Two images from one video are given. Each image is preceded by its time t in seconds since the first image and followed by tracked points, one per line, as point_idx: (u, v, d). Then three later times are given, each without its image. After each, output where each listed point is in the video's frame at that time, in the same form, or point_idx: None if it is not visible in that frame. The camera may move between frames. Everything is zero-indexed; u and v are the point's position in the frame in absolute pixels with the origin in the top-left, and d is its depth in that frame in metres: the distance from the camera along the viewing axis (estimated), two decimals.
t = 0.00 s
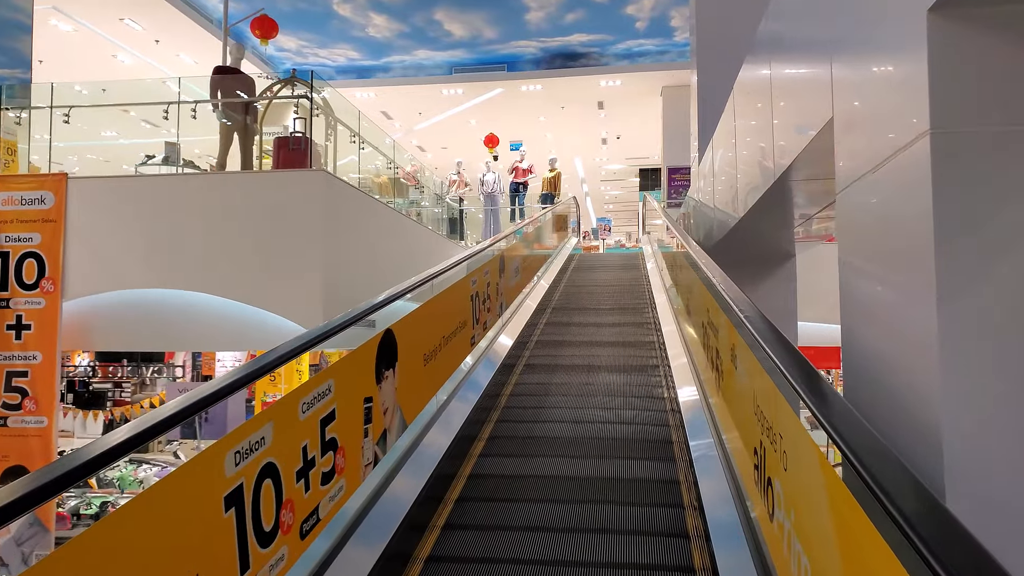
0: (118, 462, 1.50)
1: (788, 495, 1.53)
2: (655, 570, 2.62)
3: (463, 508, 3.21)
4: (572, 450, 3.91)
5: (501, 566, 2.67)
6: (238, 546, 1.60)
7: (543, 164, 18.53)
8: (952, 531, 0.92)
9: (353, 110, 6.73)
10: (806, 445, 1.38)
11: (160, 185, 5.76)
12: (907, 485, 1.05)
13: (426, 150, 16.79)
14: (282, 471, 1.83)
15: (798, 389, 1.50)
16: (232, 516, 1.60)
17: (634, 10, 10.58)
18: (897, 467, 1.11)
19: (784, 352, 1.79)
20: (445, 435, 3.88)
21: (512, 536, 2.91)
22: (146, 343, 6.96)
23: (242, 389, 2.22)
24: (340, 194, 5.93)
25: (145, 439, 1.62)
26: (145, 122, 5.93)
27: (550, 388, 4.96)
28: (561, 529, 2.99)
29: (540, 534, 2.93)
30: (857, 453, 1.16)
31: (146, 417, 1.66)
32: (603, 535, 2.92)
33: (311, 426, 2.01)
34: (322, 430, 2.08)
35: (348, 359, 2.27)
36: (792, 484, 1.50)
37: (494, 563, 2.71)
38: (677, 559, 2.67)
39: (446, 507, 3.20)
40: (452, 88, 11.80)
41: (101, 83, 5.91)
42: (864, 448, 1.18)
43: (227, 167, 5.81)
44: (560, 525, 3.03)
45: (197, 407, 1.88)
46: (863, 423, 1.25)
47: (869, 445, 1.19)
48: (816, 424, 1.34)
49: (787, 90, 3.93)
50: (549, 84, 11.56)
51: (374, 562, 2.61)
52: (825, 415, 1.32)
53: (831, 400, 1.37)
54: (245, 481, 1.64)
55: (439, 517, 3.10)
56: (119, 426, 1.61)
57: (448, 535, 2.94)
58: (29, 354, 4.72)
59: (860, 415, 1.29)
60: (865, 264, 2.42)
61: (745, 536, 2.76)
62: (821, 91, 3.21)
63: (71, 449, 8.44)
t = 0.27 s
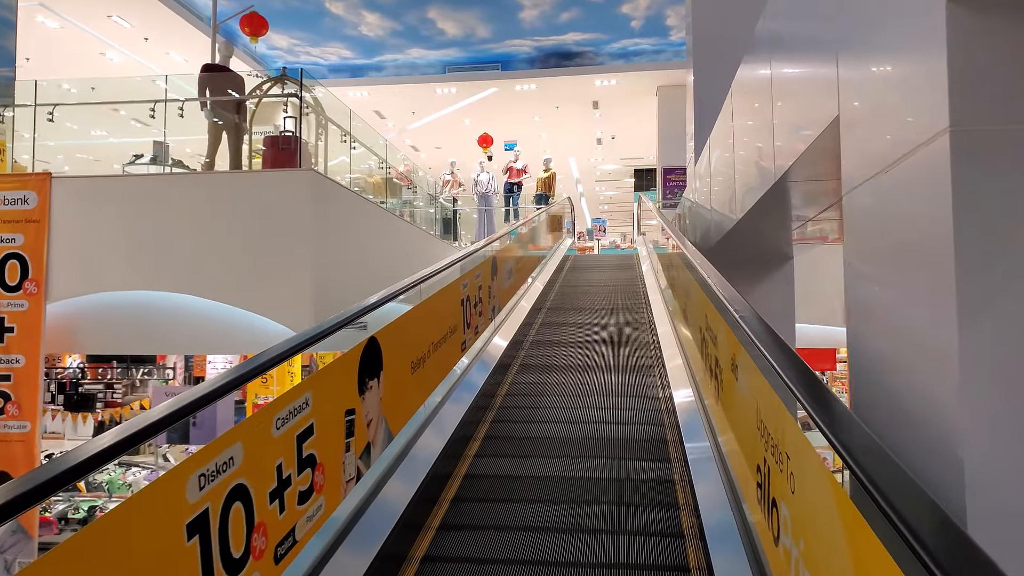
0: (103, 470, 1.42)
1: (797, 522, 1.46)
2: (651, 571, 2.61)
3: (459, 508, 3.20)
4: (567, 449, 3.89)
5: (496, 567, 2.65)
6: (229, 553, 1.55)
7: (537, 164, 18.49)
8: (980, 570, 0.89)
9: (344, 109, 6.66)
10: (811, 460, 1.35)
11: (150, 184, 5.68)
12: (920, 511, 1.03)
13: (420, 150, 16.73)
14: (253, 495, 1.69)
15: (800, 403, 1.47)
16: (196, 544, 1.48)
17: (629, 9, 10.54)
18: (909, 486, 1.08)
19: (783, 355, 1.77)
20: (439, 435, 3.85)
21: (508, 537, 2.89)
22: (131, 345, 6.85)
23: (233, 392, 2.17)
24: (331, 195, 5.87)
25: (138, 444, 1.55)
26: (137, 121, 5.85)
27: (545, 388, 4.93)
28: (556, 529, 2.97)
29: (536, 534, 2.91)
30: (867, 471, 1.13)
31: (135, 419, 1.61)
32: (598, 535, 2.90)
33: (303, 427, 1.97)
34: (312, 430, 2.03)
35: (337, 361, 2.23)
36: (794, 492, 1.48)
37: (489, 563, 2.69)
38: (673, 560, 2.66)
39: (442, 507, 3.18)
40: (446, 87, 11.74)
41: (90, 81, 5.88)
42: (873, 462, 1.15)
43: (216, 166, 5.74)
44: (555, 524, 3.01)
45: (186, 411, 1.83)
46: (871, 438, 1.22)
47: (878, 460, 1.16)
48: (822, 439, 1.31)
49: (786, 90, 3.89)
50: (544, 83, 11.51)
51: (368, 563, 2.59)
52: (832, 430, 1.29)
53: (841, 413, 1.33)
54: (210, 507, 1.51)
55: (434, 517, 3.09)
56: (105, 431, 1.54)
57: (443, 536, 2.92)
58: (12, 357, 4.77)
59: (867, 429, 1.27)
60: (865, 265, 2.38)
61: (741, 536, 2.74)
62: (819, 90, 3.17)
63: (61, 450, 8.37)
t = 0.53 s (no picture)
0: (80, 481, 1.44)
1: (806, 550, 1.40)
2: (646, 571, 2.60)
3: (453, 508, 3.19)
4: (562, 450, 3.87)
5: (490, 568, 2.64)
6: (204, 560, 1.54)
7: (532, 163, 18.45)
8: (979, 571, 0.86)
9: (336, 108, 6.59)
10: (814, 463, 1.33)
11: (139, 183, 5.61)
12: (926, 517, 1.00)
13: (414, 150, 16.68)
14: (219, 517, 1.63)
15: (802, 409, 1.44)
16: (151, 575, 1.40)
17: (624, 7, 10.50)
18: (909, 492, 1.06)
19: (782, 358, 1.75)
20: (433, 435, 3.82)
21: (502, 537, 2.88)
22: (118, 348, 6.77)
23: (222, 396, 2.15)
24: (321, 195, 5.79)
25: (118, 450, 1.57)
26: (128, 120, 5.78)
27: (539, 389, 4.90)
28: (550, 529, 2.96)
29: (531, 534, 2.90)
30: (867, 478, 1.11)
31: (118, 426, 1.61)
32: (593, 536, 2.89)
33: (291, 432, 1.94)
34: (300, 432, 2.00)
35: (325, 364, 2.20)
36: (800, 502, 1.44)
37: (484, 563, 2.69)
38: (667, 560, 2.66)
39: (437, 507, 3.17)
40: (440, 86, 11.68)
41: (78, 79, 5.78)
42: (874, 470, 1.13)
43: (205, 165, 5.68)
44: (548, 525, 3.00)
45: (171, 414, 1.80)
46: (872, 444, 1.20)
47: (880, 466, 1.13)
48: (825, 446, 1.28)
49: (783, 90, 3.86)
50: (538, 82, 11.47)
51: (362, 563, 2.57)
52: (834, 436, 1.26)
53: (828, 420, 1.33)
54: (171, 533, 1.45)
55: (429, 517, 3.08)
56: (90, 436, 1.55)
57: (436, 538, 2.89)
58: None
59: (870, 435, 1.24)
60: (865, 268, 2.33)
61: (735, 536, 2.73)
62: (818, 90, 3.12)
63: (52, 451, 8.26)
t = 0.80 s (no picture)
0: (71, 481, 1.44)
1: None
2: (644, 571, 2.56)
3: (449, 508, 3.13)
4: (559, 449, 3.84)
5: (488, 566, 2.60)
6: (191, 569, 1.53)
7: (528, 163, 18.42)
8: None
9: (329, 106, 6.53)
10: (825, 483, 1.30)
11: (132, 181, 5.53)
12: (948, 548, 0.98)
13: (409, 150, 16.62)
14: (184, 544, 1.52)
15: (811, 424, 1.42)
16: None
17: (622, 6, 10.48)
18: (929, 520, 1.05)
19: (783, 365, 1.73)
20: (428, 437, 3.78)
21: (501, 537, 2.83)
22: (106, 348, 6.71)
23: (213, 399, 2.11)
24: (313, 194, 5.73)
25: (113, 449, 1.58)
26: (121, 117, 5.74)
27: (536, 388, 4.87)
28: (549, 528, 2.93)
29: (529, 535, 2.85)
30: (884, 503, 1.09)
31: (110, 428, 1.60)
32: (591, 535, 2.87)
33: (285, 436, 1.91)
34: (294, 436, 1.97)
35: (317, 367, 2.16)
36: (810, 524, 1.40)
37: (482, 563, 2.63)
38: (665, 559, 2.63)
39: (433, 506, 3.10)
40: (436, 85, 11.65)
41: (71, 76, 5.73)
42: (891, 495, 1.11)
43: (195, 162, 5.60)
44: (547, 523, 2.97)
45: (161, 417, 1.76)
46: (890, 468, 1.18)
47: (897, 492, 1.12)
48: (837, 468, 1.26)
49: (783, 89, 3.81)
50: (535, 81, 11.43)
51: (360, 562, 2.55)
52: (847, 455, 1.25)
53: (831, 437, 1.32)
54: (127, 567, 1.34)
55: (425, 516, 3.02)
56: (82, 436, 1.55)
57: (434, 535, 2.86)
58: None
59: (888, 458, 1.22)
60: (870, 272, 2.30)
61: (733, 537, 2.71)
62: (818, 91, 3.09)
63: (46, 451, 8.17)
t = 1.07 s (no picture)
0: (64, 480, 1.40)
1: None
2: (639, 570, 2.56)
3: (447, 507, 3.12)
4: (557, 449, 3.82)
5: (485, 565, 2.59)
6: (172, 570, 1.50)
7: (527, 162, 18.38)
8: None
9: (325, 104, 6.47)
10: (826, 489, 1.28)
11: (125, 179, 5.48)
12: (950, 552, 0.95)
13: (407, 148, 16.57)
14: None
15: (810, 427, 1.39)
16: None
17: (622, 5, 10.39)
18: (930, 524, 1.02)
19: (781, 366, 1.70)
20: (424, 437, 3.74)
21: (498, 536, 2.82)
22: (95, 346, 6.66)
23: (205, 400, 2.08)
24: (308, 193, 5.69)
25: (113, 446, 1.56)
26: (114, 114, 5.67)
27: (533, 388, 4.84)
28: (546, 528, 2.91)
29: (526, 534, 2.84)
30: (885, 508, 1.06)
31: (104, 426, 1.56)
32: (587, 534, 2.85)
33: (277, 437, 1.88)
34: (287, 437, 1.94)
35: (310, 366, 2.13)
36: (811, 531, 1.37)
37: (479, 562, 2.62)
38: (660, 559, 2.63)
39: (430, 506, 3.09)
40: (434, 83, 11.59)
41: (66, 72, 5.69)
42: (889, 499, 1.09)
43: (188, 159, 5.56)
44: (544, 523, 2.96)
45: (153, 417, 1.74)
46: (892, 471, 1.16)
47: (896, 497, 1.09)
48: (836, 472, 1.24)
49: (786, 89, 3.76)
50: (534, 80, 11.37)
51: (355, 562, 2.54)
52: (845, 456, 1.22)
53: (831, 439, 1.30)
54: None
55: (422, 515, 3.01)
56: (73, 437, 1.51)
57: (430, 534, 2.84)
58: None
59: (889, 462, 1.19)
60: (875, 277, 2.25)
61: (729, 538, 2.69)
62: (822, 92, 3.04)
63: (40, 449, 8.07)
